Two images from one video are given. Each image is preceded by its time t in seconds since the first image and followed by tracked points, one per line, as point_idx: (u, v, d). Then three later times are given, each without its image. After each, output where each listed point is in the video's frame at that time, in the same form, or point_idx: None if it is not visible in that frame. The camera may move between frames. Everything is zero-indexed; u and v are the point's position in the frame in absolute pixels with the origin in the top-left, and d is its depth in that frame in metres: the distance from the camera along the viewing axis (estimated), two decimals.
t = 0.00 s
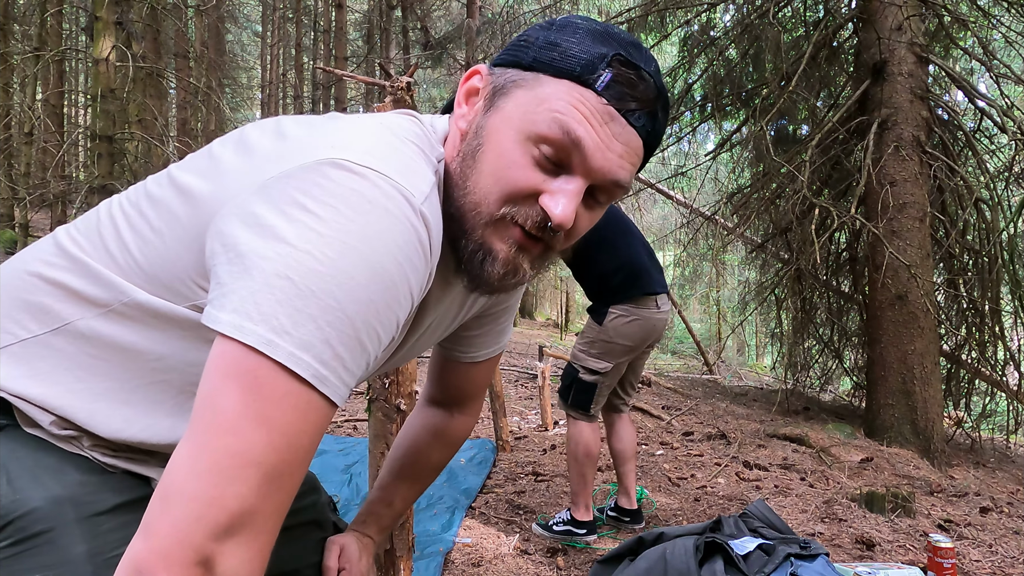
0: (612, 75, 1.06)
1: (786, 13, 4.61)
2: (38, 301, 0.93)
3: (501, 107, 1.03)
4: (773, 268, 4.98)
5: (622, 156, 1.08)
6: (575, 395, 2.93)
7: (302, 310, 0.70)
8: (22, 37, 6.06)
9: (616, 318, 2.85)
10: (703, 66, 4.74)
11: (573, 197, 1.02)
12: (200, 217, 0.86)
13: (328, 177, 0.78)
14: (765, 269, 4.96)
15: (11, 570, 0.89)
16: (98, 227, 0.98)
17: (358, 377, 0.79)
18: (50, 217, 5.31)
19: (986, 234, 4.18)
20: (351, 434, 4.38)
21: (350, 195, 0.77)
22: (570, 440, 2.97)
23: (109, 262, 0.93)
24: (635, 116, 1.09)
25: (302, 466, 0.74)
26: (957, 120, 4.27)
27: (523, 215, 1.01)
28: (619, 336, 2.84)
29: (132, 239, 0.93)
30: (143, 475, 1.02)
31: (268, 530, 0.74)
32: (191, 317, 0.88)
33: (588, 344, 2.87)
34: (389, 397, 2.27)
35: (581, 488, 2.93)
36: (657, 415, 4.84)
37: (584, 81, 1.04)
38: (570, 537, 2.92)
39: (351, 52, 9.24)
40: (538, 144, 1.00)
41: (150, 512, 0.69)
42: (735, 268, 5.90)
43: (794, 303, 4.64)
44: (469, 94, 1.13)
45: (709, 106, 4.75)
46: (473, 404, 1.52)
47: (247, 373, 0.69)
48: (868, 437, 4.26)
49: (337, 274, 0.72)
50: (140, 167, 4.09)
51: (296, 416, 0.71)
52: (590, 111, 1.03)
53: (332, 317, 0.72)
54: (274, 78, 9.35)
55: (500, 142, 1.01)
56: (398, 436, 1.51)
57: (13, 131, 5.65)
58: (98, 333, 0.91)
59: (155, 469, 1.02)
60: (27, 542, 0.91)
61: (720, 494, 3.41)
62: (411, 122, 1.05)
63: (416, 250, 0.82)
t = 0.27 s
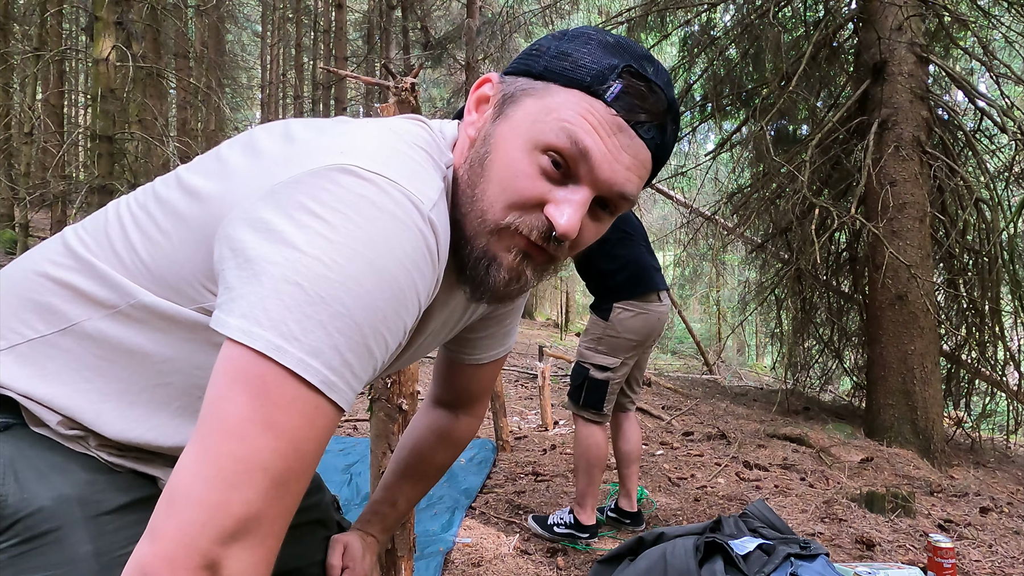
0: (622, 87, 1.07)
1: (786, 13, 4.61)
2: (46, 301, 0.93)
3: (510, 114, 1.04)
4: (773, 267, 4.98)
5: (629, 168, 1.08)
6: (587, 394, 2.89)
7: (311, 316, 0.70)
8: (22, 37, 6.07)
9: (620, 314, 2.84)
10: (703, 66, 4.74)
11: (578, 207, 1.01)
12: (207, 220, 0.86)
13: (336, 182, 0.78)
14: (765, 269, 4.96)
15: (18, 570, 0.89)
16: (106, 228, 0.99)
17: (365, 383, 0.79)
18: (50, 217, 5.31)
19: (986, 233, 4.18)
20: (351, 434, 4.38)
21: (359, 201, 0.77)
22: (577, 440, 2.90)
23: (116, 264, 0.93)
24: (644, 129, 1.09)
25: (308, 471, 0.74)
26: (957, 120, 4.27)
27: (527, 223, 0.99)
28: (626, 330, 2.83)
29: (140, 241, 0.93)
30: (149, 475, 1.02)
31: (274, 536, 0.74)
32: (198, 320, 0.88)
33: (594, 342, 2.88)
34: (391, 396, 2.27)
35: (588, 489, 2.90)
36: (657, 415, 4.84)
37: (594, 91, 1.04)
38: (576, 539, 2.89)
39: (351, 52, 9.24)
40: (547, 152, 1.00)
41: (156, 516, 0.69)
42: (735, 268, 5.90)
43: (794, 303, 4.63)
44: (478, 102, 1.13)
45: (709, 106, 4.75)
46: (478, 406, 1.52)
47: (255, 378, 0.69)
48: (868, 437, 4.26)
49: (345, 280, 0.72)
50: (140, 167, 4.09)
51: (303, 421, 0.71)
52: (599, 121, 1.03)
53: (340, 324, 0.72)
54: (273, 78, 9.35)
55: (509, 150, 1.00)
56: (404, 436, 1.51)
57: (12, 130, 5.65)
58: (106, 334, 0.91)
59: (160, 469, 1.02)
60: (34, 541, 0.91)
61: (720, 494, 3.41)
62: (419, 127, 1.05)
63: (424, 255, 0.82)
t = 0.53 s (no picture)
0: (622, 74, 1.07)
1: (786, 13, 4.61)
2: (46, 301, 0.93)
3: (511, 105, 1.04)
4: (773, 267, 4.98)
5: (630, 154, 1.08)
6: (569, 388, 2.90)
7: (317, 313, 0.70)
8: (22, 36, 6.06)
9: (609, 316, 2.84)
10: (703, 66, 4.73)
11: (580, 194, 1.01)
12: (210, 218, 0.86)
13: (341, 180, 0.78)
14: (765, 269, 4.96)
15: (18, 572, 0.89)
16: (105, 228, 0.98)
17: (371, 380, 0.79)
18: (50, 217, 5.31)
19: (986, 234, 4.18)
20: (351, 434, 4.38)
21: (364, 198, 0.77)
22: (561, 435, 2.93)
23: (116, 263, 0.93)
24: (644, 117, 1.10)
25: (315, 469, 0.74)
26: (957, 120, 4.27)
27: (529, 210, 1.00)
28: (615, 332, 2.83)
29: (140, 240, 0.93)
30: (149, 476, 1.02)
31: (280, 534, 0.74)
32: (200, 319, 0.88)
33: (583, 339, 2.88)
34: (392, 396, 2.27)
35: (573, 481, 2.89)
36: (657, 415, 4.84)
37: (594, 79, 1.05)
38: (567, 533, 2.89)
39: (351, 52, 9.24)
40: (548, 140, 1.00)
41: (162, 515, 0.69)
42: (735, 268, 5.90)
43: (794, 303, 4.63)
44: (480, 95, 1.14)
45: (709, 106, 4.75)
46: (475, 405, 1.53)
47: (261, 377, 0.69)
48: (868, 437, 4.26)
49: (351, 277, 0.72)
50: (140, 166, 4.09)
51: (309, 419, 0.71)
52: (599, 108, 1.03)
53: (347, 320, 0.72)
54: (274, 78, 9.35)
55: (510, 138, 1.01)
56: (400, 436, 1.51)
57: (12, 130, 5.65)
58: (106, 334, 0.90)
59: (159, 469, 1.03)
60: (34, 543, 0.91)
61: (720, 494, 3.41)
62: (422, 124, 1.05)
63: (429, 252, 0.82)
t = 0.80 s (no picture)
0: (618, 80, 1.07)
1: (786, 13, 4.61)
2: (44, 302, 0.93)
3: (507, 108, 1.04)
4: (773, 268, 4.98)
5: (625, 160, 1.07)
6: (565, 394, 2.91)
7: (313, 312, 0.70)
8: (22, 36, 6.06)
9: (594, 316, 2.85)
10: (703, 66, 4.73)
11: (573, 198, 1.01)
12: (206, 217, 0.86)
13: (337, 179, 0.78)
14: (765, 269, 4.96)
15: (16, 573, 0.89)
16: (102, 228, 0.98)
17: (367, 378, 0.79)
18: (50, 217, 5.31)
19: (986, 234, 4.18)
20: (351, 434, 4.38)
21: (360, 197, 0.77)
22: (562, 441, 2.93)
23: (113, 263, 0.93)
24: (641, 123, 1.09)
25: (311, 468, 0.74)
26: (957, 120, 4.27)
27: (521, 212, 1.00)
28: (600, 331, 2.85)
29: (137, 240, 0.93)
30: (148, 476, 1.02)
31: (277, 532, 0.74)
32: (197, 319, 0.88)
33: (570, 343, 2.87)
34: (390, 396, 2.27)
35: (578, 490, 2.88)
36: (657, 415, 4.84)
37: (590, 84, 1.05)
38: (571, 538, 2.88)
39: (351, 52, 9.24)
40: (542, 144, 1.00)
41: (158, 513, 0.69)
42: (735, 268, 5.90)
43: (794, 303, 4.63)
44: (478, 96, 1.13)
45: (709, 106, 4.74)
46: (475, 406, 1.53)
47: (257, 375, 0.69)
48: (868, 437, 4.26)
49: (347, 276, 0.72)
50: (140, 166, 4.08)
51: (306, 418, 0.71)
52: (595, 112, 1.03)
53: (342, 319, 0.72)
54: (273, 78, 9.35)
55: (505, 141, 1.01)
56: (401, 436, 1.52)
57: (12, 130, 5.65)
58: (104, 335, 0.91)
59: (158, 470, 1.02)
60: (33, 544, 0.91)
61: (720, 494, 3.41)
62: (419, 123, 1.05)
63: (425, 251, 0.82)
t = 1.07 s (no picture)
0: (613, 81, 1.07)
1: (786, 13, 4.61)
2: (43, 303, 0.93)
3: (501, 105, 1.05)
4: (773, 268, 4.98)
5: (619, 161, 1.07)
6: (553, 396, 2.89)
7: (303, 312, 0.70)
8: (22, 36, 6.06)
9: (575, 316, 2.88)
10: (702, 66, 4.73)
11: (564, 196, 1.01)
12: (202, 217, 0.86)
13: (329, 179, 0.78)
14: (765, 269, 4.96)
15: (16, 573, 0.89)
16: (101, 229, 0.99)
17: (359, 378, 0.79)
18: (50, 217, 5.31)
19: (986, 234, 4.18)
20: (351, 434, 4.38)
21: (352, 196, 0.77)
22: (558, 444, 2.91)
23: (112, 264, 0.93)
24: (635, 125, 1.09)
25: (302, 469, 0.74)
26: (957, 120, 4.27)
27: (512, 208, 1.00)
28: (582, 329, 2.88)
29: (135, 242, 0.93)
30: (148, 477, 1.02)
31: (269, 532, 0.74)
32: (194, 319, 0.88)
33: (552, 344, 2.90)
34: (391, 396, 2.28)
35: (574, 490, 2.87)
36: (657, 415, 4.84)
37: (584, 84, 1.05)
38: (572, 538, 2.87)
39: (351, 52, 9.24)
40: (533, 142, 1.01)
41: (149, 514, 0.69)
42: (735, 268, 5.90)
43: (794, 303, 4.63)
44: (476, 95, 1.14)
45: (709, 106, 4.74)
46: (477, 407, 1.52)
47: (247, 376, 0.69)
48: (868, 437, 4.26)
49: (337, 276, 0.72)
50: (140, 167, 4.09)
51: (296, 418, 0.71)
52: (588, 112, 1.03)
53: (333, 319, 0.72)
54: (273, 78, 9.35)
55: (497, 138, 1.01)
56: (404, 437, 1.52)
57: (12, 130, 5.65)
58: (102, 336, 0.91)
59: (158, 470, 1.02)
60: (33, 544, 0.91)
61: (720, 494, 3.41)
62: (414, 121, 1.05)
63: (417, 251, 0.82)
